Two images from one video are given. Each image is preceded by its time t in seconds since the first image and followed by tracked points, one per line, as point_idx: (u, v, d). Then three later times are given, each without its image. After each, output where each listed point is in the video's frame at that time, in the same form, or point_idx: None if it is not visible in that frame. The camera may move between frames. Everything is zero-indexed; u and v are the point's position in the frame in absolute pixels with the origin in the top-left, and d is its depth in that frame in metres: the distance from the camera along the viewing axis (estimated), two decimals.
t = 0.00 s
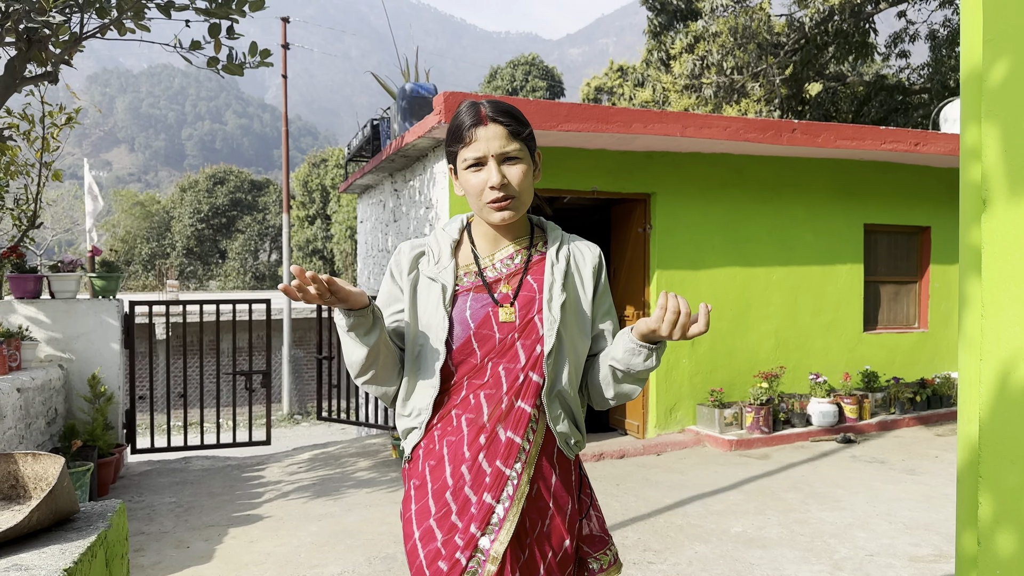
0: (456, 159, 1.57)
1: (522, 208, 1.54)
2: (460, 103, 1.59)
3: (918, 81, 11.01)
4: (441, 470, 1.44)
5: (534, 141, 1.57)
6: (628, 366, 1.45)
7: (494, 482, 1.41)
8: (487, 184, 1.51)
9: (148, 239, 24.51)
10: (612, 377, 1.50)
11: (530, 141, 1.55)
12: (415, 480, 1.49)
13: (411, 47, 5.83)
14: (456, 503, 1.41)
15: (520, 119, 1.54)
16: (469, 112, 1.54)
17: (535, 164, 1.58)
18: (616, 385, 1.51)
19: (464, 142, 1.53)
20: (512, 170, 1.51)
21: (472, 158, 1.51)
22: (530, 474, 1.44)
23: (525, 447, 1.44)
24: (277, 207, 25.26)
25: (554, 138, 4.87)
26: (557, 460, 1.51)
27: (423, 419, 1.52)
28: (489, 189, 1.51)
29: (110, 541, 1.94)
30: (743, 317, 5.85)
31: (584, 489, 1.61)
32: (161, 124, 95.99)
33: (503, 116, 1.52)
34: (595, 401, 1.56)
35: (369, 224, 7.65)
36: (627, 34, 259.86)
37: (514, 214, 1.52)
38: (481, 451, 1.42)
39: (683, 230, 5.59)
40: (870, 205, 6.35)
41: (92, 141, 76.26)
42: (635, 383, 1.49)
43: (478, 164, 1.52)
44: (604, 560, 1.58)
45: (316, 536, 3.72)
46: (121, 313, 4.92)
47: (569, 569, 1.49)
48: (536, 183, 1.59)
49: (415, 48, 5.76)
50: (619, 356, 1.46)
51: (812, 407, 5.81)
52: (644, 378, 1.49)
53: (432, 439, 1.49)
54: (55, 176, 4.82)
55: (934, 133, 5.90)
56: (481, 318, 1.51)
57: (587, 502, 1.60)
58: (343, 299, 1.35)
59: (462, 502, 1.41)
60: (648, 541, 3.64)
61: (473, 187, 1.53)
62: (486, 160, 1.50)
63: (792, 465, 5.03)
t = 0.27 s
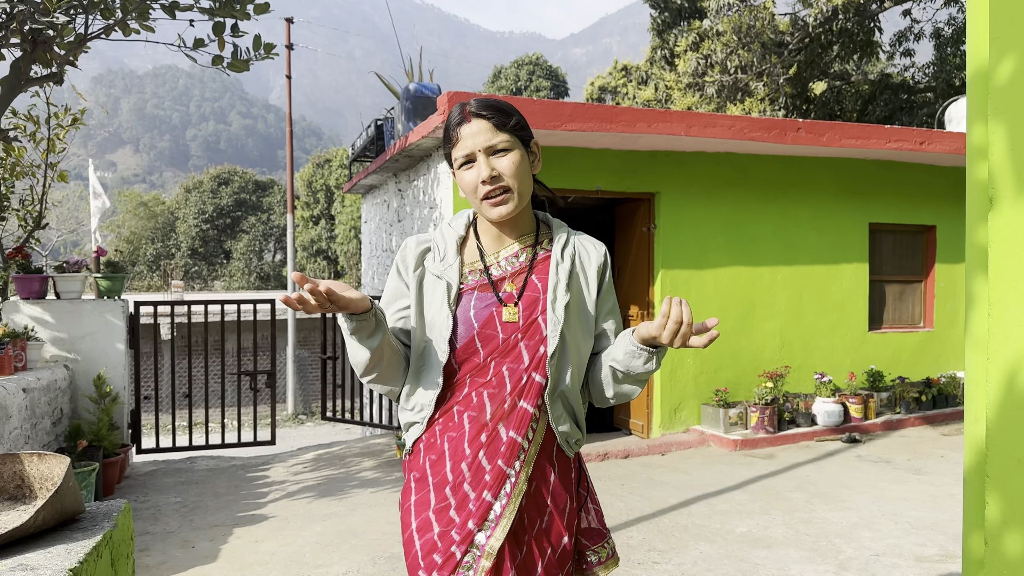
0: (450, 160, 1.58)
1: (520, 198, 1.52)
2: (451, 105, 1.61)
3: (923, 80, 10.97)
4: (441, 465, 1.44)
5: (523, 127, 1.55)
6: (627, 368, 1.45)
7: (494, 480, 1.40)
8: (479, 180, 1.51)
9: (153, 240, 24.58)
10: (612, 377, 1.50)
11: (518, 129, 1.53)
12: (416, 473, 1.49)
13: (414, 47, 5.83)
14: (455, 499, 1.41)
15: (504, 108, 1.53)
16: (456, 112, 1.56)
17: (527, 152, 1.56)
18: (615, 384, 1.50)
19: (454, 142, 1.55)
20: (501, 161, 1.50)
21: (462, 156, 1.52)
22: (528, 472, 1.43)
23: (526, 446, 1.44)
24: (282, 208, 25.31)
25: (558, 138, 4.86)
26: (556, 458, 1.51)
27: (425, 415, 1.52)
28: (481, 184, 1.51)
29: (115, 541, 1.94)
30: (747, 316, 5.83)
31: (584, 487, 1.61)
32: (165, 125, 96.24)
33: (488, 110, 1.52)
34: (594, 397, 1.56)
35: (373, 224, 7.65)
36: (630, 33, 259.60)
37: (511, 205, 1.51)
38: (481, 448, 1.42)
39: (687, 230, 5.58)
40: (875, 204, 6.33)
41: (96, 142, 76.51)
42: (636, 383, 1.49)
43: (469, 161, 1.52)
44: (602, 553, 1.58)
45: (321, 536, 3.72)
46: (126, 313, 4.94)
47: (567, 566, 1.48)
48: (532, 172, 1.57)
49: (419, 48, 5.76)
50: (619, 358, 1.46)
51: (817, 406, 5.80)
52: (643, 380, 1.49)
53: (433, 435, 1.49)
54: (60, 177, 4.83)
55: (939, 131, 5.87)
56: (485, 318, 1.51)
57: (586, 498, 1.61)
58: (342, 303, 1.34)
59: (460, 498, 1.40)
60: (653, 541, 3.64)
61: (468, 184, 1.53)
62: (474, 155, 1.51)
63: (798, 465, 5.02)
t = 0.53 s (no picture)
0: (458, 162, 1.57)
1: (527, 207, 1.53)
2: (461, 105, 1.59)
3: (930, 78, 10.92)
4: (439, 464, 1.44)
5: (535, 136, 1.55)
6: (628, 371, 1.44)
7: (489, 480, 1.40)
8: (488, 186, 1.50)
9: (160, 241, 24.68)
10: (614, 379, 1.48)
11: (530, 137, 1.53)
12: (416, 472, 1.49)
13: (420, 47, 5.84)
14: (451, 498, 1.40)
15: (517, 115, 1.52)
16: (468, 113, 1.54)
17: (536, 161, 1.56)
18: (617, 385, 1.48)
19: (464, 144, 1.53)
20: (512, 169, 1.50)
21: (472, 160, 1.51)
22: (524, 473, 1.41)
23: (522, 447, 1.42)
24: (287, 208, 25.38)
25: (563, 138, 4.86)
26: (556, 458, 1.49)
27: (425, 414, 1.52)
28: (490, 190, 1.50)
29: (122, 541, 1.95)
30: (754, 316, 5.81)
31: (588, 487, 1.60)
32: (171, 126, 96.61)
33: (501, 115, 1.51)
34: (601, 396, 1.53)
35: (379, 225, 7.66)
36: (635, 33, 259.21)
37: (518, 213, 1.51)
38: (478, 448, 1.41)
39: (693, 229, 5.57)
40: (882, 203, 6.30)
41: (103, 144, 76.86)
42: (638, 385, 1.46)
43: (479, 165, 1.51)
44: (602, 553, 1.57)
45: (327, 536, 3.73)
46: (133, 314, 4.96)
47: (570, 568, 1.46)
48: (539, 180, 1.57)
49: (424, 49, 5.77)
50: (619, 361, 1.44)
51: (823, 406, 5.78)
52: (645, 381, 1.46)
53: (433, 434, 1.49)
54: (68, 178, 4.85)
55: (946, 130, 5.84)
56: (483, 320, 1.50)
57: (589, 497, 1.59)
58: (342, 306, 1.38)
59: (457, 497, 1.40)
60: (659, 542, 3.63)
61: (476, 189, 1.52)
62: (485, 161, 1.50)
63: (804, 465, 5.00)
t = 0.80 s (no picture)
0: (458, 165, 1.57)
1: (527, 206, 1.52)
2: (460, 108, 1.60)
3: (938, 78, 10.86)
4: (450, 466, 1.44)
5: (534, 135, 1.54)
6: (639, 359, 1.42)
7: (499, 479, 1.40)
8: (487, 187, 1.50)
9: (168, 241, 24.80)
10: (625, 371, 1.46)
11: (528, 136, 1.53)
12: (425, 474, 1.49)
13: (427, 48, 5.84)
14: (461, 499, 1.40)
15: (515, 116, 1.52)
16: (467, 116, 1.54)
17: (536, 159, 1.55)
18: (629, 378, 1.47)
19: (463, 147, 1.54)
20: (510, 169, 1.50)
21: (471, 162, 1.51)
22: (535, 472, 1.41)
23: (532, 446, 1.42)
24: (294, 209, 25.45)
25: (569, 139, 4.85)
26: (567, 458, 1.48)
27: (434, 418, 1.52)
28: (489, 191, 1.50)
29: (129, 542, 1.96)
30: (762, 317, 5.79)
31: (602, 489, 1.59)
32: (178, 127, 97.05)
33: (499, 116, 1.51)
34: (612, 395, 1.52)
35: (386, 226, 7.67)
36: (640, 32, 258.78)
37: (519, 213, 1.51)
38: (488, 449, 1.41)
39: (700, 230, 5.56)
40: (890, 203, 6.27)
41: (111, 145, 77.28)
42: (650, 375, 1.45)
43: (478, 167, 1.51)
44: (621, 556, 1.57)
45: (334, 537, 3.73)
46: (141, 315, 4.98)
47: (581, 569, 1.45)
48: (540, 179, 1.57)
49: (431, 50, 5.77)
50: (630, 350, 1.43)
51: (831, 408, 5.75)
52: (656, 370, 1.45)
53: (442, 436, 1.49)
54: (76, 179, 4.88)
55: (955, 130, 5.81)
56: (490, 320, 1.50)
57: (601, 500, 1.58)
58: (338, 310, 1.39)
59: (467, 498, 1.40)
60: (666, 543, 3.62)
61: (476, 190, 1.52)
62: (484, 162, 1.50)
63: (812, 466, 4.98)
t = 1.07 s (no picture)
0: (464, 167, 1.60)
1: (534, 198, 1.51)
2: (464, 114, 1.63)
3: (947, 78, 10.80)
4: (454, 467, 1.43)
5: (535, 129, 1.55)
6: (651, 374, 1.41)
7: (503, 482, 1.38)
8: (489, 182, 1.51)
9: (176, 242, 24.92)
10: (636, 383, 1.45)
11: (530, 130, 1.53)
12: (430, 476, 1.49)
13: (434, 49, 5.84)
14: (465, 501, 1.39)
15: (514, 112, 1.54)
16: (468, 119, 1.57)
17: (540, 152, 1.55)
18: (640, 390, 1.46)
19: (466, 148, 1.56)
20: (511, 162, 1.50)
21: (474, 160, 1.53)
22: (540, 477, 1.40)
23: (538, 450, 1.41)
24: (302, 210, 25.53)
25: (577, 140, 4.85)
26: (573, 463, 1.46)
27: (439, 418, 1.51)
28: (492, 186, 1.50)
29: (138, 542, 1.96)
30: (770, 318, 5.77)
31: (612, 496, 1.58)
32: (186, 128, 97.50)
33: (497, 113, 1.53)
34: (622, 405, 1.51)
35: (393, 227, 7.69)
36: (647, 33, 258.38)
37: (523, 203, 1.50)
38: (492, 451, 1.40)
39: (708, 231, 5.54)
40: (899, 204, 6.24)
41: (119, 146, 77.72)
42: (661, 389, 1.45)
43: (480, 164, 1.53)
44: (638, 564, 1.57)
45: (341, 537, 3.74)
46: (149, 315, 5.00)
47: None
48: (545, 173, 1.56)
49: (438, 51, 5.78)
50: (642, 364, 1.41)
51: (839, 410, 5.72)
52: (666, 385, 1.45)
53: (448, 437, 1.48)
54: (86, 181, 4.90)
55: (965, 130, 5.77)
56: (499, 322, 1.50)
57: (609, 507, 1.57)
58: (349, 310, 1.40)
59: (470, 500, 1.39)
60: (673, 545, 3.61)
61: (480, 187, 1.53)
62: (485, 158, 1.51)
63: (820, 468, 4.96)
